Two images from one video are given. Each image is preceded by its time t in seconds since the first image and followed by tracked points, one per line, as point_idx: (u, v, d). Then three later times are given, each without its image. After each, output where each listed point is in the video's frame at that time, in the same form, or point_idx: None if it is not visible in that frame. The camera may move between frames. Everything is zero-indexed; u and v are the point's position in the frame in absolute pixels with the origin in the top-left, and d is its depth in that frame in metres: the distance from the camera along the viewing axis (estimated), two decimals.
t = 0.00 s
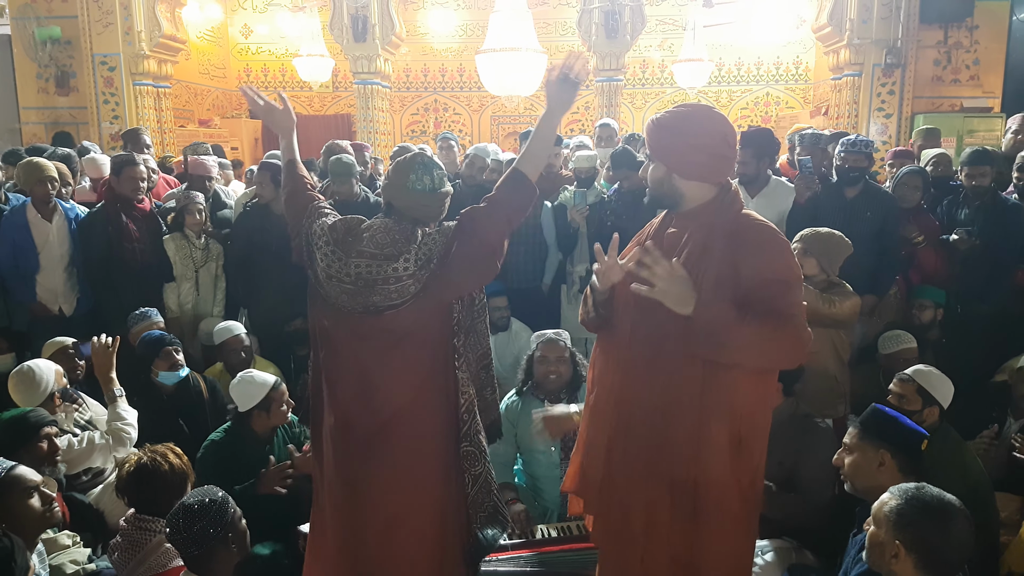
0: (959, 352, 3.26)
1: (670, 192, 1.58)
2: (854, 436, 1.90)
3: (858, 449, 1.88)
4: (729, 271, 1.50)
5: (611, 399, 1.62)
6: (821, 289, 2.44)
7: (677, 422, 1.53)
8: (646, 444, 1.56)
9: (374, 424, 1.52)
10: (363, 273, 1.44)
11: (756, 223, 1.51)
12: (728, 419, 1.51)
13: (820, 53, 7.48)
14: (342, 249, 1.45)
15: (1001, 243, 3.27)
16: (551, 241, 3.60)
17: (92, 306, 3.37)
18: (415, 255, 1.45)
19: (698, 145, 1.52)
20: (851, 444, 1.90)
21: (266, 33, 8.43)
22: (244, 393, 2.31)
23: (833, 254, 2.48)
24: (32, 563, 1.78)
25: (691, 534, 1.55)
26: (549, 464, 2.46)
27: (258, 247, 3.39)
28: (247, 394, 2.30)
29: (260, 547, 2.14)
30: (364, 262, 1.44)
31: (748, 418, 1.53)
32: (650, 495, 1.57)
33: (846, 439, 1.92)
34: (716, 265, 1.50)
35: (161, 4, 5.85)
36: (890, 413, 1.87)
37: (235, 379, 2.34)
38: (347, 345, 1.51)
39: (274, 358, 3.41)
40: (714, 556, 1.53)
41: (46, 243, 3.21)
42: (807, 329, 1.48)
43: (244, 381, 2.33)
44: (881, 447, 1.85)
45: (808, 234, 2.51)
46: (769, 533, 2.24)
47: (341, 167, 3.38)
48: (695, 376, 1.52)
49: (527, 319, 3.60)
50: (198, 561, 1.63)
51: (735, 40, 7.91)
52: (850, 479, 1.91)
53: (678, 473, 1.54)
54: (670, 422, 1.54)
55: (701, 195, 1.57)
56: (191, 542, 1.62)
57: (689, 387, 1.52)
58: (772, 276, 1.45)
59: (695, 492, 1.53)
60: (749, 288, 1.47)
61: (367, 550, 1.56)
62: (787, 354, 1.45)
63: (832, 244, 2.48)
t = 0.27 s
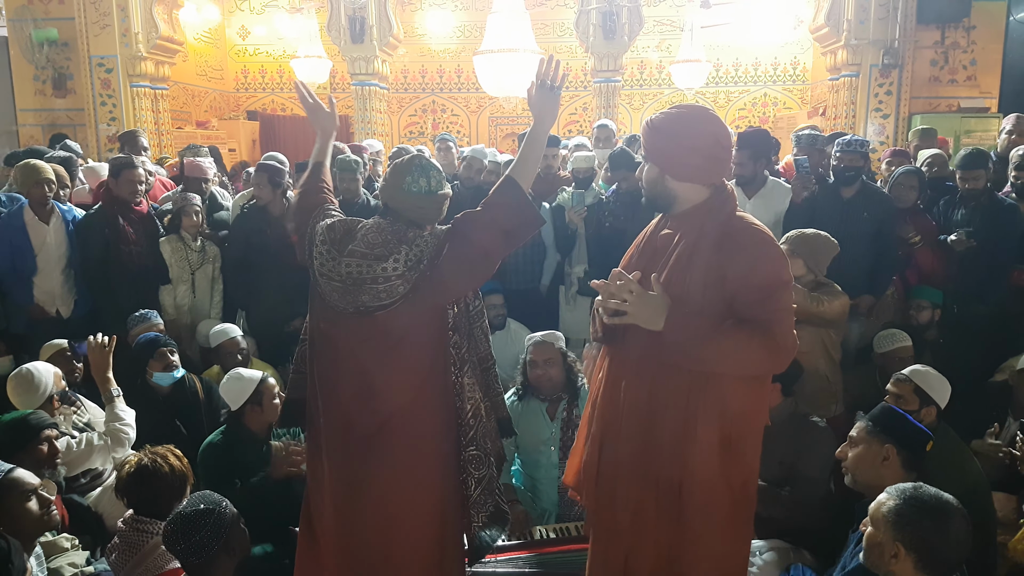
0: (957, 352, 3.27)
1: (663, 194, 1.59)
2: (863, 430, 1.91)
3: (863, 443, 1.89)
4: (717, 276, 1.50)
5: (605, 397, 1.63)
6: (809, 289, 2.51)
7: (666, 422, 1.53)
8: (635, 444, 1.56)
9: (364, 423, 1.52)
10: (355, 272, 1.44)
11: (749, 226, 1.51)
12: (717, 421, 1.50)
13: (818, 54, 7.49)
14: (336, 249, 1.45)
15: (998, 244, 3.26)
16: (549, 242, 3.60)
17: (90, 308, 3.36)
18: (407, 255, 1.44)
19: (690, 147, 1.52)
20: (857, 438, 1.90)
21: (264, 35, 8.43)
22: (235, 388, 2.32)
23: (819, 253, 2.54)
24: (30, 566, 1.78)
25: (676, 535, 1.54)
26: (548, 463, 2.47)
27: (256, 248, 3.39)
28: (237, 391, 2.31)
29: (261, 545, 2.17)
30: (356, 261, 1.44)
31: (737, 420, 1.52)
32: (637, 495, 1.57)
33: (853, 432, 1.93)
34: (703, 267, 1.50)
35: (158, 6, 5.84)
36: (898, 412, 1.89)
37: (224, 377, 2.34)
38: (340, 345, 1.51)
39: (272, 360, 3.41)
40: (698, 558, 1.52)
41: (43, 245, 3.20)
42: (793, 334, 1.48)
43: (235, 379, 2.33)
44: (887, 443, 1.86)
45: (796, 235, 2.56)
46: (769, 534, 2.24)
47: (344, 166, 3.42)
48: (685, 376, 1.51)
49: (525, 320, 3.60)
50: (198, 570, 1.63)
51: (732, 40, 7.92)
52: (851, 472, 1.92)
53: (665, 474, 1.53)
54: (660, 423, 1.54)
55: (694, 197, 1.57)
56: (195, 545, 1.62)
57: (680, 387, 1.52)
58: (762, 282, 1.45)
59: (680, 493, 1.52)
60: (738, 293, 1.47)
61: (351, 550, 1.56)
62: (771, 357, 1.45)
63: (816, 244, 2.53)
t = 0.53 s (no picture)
0: (953, 354, 3.28)
1: (659, 195, 1.59)
2: (869, 431, 1.88)
3: (869, 442, 1.87)
4: (713, 277, 1.51)
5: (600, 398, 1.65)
6: (801, 288, 2.53)
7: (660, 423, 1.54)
8: (629, 444, 1.57)
9: (357, 422, 1.52)
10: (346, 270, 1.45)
11: (744, 228, 1.51)
12: (712, 422, 1.51)
13: (816, 56, 7.50)
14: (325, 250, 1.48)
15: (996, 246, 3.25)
16: (547, 242, 3.61)
17: (88, 308, 3.37)
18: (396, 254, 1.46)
19: (684, 148, 1.52)
20: (862, 437, 1.89)
21: (263, 35, 8.43)
22: (239, 386, 2.34)
23: (807, 255, 2.57)
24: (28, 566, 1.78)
25: (671, 536, 1.54)
26: (544, 467, 2.49)
27: (255, 248, 3.39)
28: (240, 388, 2.33)
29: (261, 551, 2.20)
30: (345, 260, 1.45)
31: (733, 422, 1.53)
32: (632, 495, 1.57)
33: (859, 432, 1.90)
34: (699, 269, 1.51)
35: (157, 6, 5.83)
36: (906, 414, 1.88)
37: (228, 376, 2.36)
38: (332, 344, 1.52)
39: (270, 359, 3.42)
40: (693, 558, 1.53)
41: (41, 244, 3.20)
42: (791, 333, 1.49)
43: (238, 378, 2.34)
44: (893, 443, 1.85)
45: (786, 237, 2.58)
46: (766, 534, 2.24)
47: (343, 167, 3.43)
48: (679, 377, 1.52)
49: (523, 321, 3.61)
50: None
51: (730, 42, 7.93)
52: (853, 471, 1.90)
53: (660, 475, 1.54)
54: (653, 423, 1.55)
55: (690, 199, 1.57)
56: (193, 541, 1.63)
57: (675, 388, 1.52)
58: (758, 284, 1.46)
59: (676, 494, 1.53)
60: (735, 294, 1.48)
61: (345, 548, 1.56)
62: (765, 359, 1.46)
63: (805, 247, 2.56)
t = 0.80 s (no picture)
0: (950, 357, 3.29)
1: (659, 200, 1.59)
2: (867, 434, 1.88)
3: (868, 445, 1.86)
4: (720, 281, 1.51)
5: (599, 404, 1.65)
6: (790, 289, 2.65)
7: (665, 426, 1.54)
8: (634, 449, 1.57)
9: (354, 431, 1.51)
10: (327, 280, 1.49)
11: (745, 231, 1.52)
12: (718, 425, 1.51)
13: (812, 59, 7.52)
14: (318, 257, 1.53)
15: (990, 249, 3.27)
16: (546, 246, 3.58)
17: (85, 311, 3.36)
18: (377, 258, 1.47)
19: (683, 152, 1.53)
20: (861, 440, 1.88)
21: (260, 38, 8.43)
22: (242, 392, 2.32)
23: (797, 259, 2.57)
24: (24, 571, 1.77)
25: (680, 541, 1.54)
26: (544, 468, 2.49)
27: (252, 252, 3.39)
28: (244, 395, 2.30)
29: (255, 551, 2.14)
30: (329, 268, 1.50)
31: (741, 424, 1.53)
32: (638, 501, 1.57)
33: (857, 436, 1.90)
34: (706, 274, 1.51)
35: (155, 10, 5.83)
36: (906, 418, 1.87)
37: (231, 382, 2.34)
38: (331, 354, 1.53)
39: (268, 362, 3.41)
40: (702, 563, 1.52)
41: (38, 248, 3.19)
42: (799, 334, 1.50)
43: (242, 383, 2.33)
44: (892, 447, 1.84)
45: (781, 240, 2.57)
46: (763, 537, 2.25)
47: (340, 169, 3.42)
48: (683, 381, 1.53)
49: (521, 324, 3.62)
50: None
51: (727, 45, 7.95)
52: (852, 475, 1.90)
53: (667, 479, 1.54)
54: (658, 427, 1.55)
55: (688, 202, 1.58)
56: (192, 541, 1.63)
57: (682, 392, 1.53)
58: (762, 286, 1.47)
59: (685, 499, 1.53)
60: (740, 298, 1.49)
61: (342, 561, 1.53)
62: (774, 360, 1.47)
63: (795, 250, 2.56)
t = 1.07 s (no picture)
0: (947, 359, 3.30)
1: (666, 203, 1.58)
2: (866, 438, 1.86)
3: (868, 450, 1.85)
4: (733, 284, 1.53)
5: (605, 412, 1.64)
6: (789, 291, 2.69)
7: (681, 431, 1.55)
8: (649, 455, 1.57)
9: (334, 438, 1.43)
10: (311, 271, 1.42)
11: (750, 233, 1.54)
12: (733, 427, 1.52)
13: (809, 61, 7.53)
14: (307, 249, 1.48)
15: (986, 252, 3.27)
16: (542, 248, 3.58)
17: (80, 314, 3.35)
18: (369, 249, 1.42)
19: (685, 155, 1.53)
20: (860, 444, 1.87)
21: (257, 41, 8.44)
22: (241, 395, 2.31)
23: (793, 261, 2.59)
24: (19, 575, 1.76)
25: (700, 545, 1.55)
26: (545, 473, 2.47)
27: (249, 254, 3.39)
28: (244, 396, 2.31)
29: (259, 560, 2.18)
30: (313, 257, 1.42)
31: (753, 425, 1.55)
32: (654, 508, 1.57)
33: (857, 440, 1.88)
34: (721, 277, 1.52)
35: (151, 12, 5.84)
36: (905, 421, 1.86)
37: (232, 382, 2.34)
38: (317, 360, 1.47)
39: (264, 365, 3.40)
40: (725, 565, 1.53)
41: (33, 250, 3.18)
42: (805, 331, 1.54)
43: (240, 384, 2.33)
44: (892, 452, 1.82)
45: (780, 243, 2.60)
46: (762, 539, 2.25)
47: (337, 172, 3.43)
48: (698, 385, 1.53)
49: (518, 326, 3.61)
50: None
51: (723, 48, 7.96)
52: (851, 479, 1.89)
53: (685, 484, 1.54)
54: (673, 432, 1.55)
55: (690, 205, 1.59)
56: (176, 550, 1.55)
57: (698, 396, 1.54)
58: (772, 287, 1.49)
59: (704, 503, 1.53)
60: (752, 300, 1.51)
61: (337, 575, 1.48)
62: (788, 360, 1.49)
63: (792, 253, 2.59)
